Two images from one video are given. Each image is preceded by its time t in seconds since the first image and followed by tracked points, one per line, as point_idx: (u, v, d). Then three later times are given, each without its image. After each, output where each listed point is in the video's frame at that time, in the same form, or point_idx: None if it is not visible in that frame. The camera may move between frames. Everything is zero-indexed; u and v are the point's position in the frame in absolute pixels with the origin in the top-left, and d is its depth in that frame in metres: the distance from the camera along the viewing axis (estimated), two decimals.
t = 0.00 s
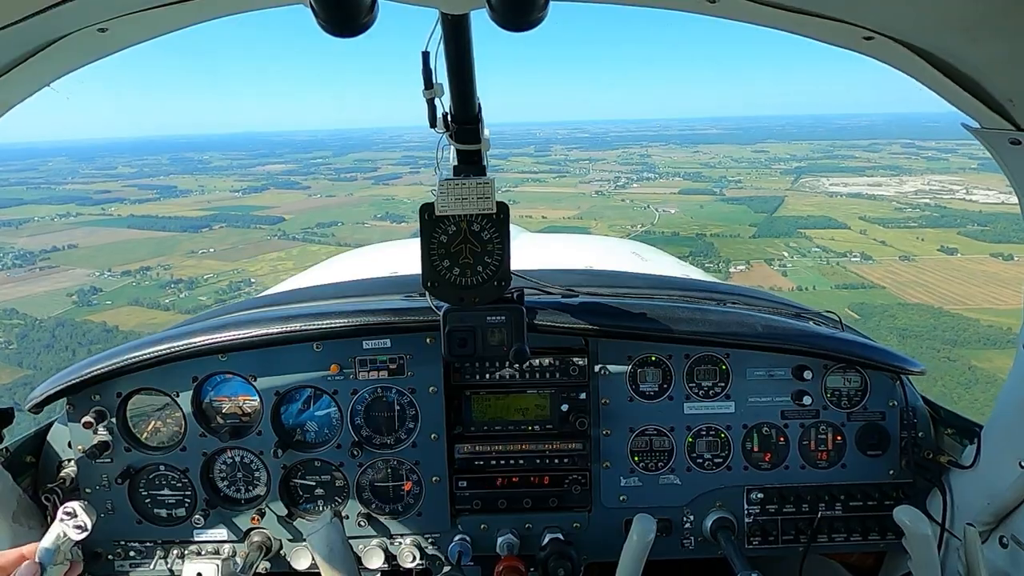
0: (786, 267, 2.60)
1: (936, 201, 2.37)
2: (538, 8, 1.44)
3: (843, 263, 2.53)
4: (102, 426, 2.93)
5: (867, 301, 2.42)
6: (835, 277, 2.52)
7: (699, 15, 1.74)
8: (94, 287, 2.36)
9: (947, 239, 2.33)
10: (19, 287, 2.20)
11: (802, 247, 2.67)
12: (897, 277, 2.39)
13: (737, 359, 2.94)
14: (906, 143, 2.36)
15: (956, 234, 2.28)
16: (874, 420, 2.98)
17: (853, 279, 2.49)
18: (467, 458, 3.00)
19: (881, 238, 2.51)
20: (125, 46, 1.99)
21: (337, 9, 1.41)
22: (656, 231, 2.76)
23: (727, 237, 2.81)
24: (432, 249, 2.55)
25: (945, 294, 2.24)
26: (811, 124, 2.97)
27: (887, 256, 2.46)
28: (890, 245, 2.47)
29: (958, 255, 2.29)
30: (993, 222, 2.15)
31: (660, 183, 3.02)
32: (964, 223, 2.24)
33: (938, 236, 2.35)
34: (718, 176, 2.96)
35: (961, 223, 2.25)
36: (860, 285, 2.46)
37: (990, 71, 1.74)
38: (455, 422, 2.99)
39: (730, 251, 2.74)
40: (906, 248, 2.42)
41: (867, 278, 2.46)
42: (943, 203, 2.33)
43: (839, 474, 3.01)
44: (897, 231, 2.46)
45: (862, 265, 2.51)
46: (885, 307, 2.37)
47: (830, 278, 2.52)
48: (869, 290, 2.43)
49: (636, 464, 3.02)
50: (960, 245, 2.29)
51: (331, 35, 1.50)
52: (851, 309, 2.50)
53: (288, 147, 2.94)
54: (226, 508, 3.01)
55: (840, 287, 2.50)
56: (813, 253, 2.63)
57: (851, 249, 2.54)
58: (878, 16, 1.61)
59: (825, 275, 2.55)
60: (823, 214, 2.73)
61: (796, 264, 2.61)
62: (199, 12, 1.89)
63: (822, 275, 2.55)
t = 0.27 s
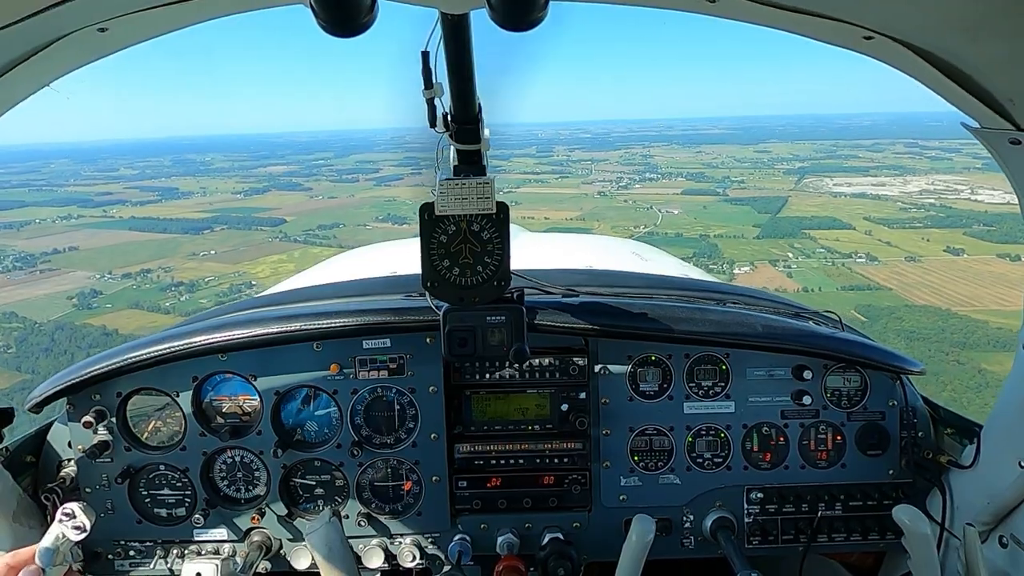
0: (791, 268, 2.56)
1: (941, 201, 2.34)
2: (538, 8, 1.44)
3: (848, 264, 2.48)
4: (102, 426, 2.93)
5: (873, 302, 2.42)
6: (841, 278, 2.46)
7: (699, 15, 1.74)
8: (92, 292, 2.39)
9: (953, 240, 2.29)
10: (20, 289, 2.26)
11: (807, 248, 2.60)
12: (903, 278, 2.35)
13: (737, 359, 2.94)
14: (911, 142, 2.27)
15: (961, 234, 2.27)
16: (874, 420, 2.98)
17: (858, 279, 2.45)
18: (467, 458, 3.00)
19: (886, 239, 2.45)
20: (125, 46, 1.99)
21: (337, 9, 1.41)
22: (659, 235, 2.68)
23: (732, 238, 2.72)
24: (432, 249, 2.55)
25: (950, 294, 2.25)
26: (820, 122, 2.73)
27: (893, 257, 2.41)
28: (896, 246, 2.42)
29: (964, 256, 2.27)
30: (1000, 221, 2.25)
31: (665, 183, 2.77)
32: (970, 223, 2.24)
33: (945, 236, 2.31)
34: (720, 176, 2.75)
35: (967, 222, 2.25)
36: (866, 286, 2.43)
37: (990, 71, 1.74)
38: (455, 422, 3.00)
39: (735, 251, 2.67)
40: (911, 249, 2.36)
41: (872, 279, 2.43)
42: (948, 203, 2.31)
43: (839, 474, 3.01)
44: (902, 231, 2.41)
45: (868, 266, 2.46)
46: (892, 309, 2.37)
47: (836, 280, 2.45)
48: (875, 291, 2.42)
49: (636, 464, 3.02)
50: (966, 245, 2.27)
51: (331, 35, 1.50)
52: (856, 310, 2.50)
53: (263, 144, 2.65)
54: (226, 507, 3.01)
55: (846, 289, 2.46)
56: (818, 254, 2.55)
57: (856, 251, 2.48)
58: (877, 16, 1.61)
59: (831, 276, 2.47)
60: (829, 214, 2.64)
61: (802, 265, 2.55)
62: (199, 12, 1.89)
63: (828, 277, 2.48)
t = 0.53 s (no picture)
0: (799, 270, 2.58)
1: (948, 201, 2.33)
2: (537, 8, 1.44)
3: (855, 264, 2.52)
4: (102, 425, 2.93)
5: (882, 304, 2.45)
6: (849, 279, 2.49)
7: (699, 14, 1.74)
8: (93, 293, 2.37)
9: (961, 240, 2.31)
10: (20, 290, 2.24)
11: (814, 249, 2.63)
12: (912, 279, 2.38)
13: (737, 358, 2.94)
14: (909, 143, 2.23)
15: (969, 235, 2.27)
16: (874, 419, 2.98)
17: (866, 281, 2.48)
18: (467, 457, 3.00)
19: (894, 240, 2.48)
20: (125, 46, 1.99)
21: (337, 9, 1.41)
22: (663, 235, 2.66)
23: (736, 239, 2.74)
24: (432, 249, 2.55)
25: (963, 297, 2.26)
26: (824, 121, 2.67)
27: (900, 258, 2.44)
28: (903, 247, 2.45)
29: (973, 257, 2.29)
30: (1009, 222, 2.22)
31: (668, 183, 2.72)
32: (980, 225, 2.22)
33: (953, 237, 2.33)
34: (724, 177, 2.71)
35: (976, 223, 2.23)
36: (875, 288, 2.46)
37: (990, 70, 1.74)
38: (455, 421, 3.00)
39: (741, 253, 2.69)
40: (921, 250, 2.40)
41: (881, 281, 2.46)
42: (953, 204, 2.29)
43: (838, 473, 3.01)
44: (910, 231, 2.44)
45: (876, 267, 2.50)
46: (902, 312, 2.39)
47: (845, 281, 2.48)
48: (885, 293, 2.44)
49: (636, 463, 3.02)
50: (974, 246, 2.28)
51: (331, 34, 1.50)
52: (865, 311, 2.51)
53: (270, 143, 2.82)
54: (226, 506, 3.01)
55: (853, 290, 2.48)
56: (825, 255, 2.59)
57: (863, 252, 2.53)
58: (877, 15, 1.62)
59: (839, 277, 2.50)
60: (835, 214, 2.65)
61: (810, 266, 2.57)
62: (199, 11, 1.89)
63: (836, 278, 2.50)
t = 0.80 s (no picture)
0: (804, 269, 2.56)
1: (954, 201, 2.29)
2: (538, 8, 1.44)
3: (861, 264, 2.48)
4: (102, 426, 2.92)
5: (888, 305, 2.37)
6: (855, 280, 2.45)
7: (699, 14, 1.74)
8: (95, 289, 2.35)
9: (968, 240, 2.27)
10: (19, 286, 2.18)
11: (819, 247, 2.60)
12: (919, 279, 2.34)
13: (737, 358, 2.94)
14: (922, 143, 2.13)
15: (977, 235, 2.23)
16: (873, 418, 2.98)
17: (872, 281, 2.43)
18: (467, 457, 3.00)
19: (900, 240, 2.45)
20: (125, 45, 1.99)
21: (337, 8, 1.41)
22: (665, 230, 2.74)
23: (741, 237, 2.73)
24: (432, 248, 2.55)
25: (971, 299, 2.21)
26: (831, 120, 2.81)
27: (907, 258, 2.41)
28: (910, 247, 2.43)
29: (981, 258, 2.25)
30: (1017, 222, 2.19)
31: (674, 181, 2.94)
32: (988, 224, 2.20)
33: (960, 237, 2.30)
34: (729, 174, 2.91)
35: (985, 223, 2.21)
36: (880, 288, 2.40)
37: (990, 71, 1.74)
38: (455, 421, 3.00)
39: (743, 251, 2.69)
40: (927, 250, 2.38)
41: (887, 282, 2.40)
42: (960, 204, 2.23)
43: (838, 473, 3.01)
44: (916, 231, 2.42)
45: (882, 267, 2.46)
46: (908, 313, 2.31)
47: (850, 281, 2.45)
48: (890, 294, 2.37)
49: (636, 463, 3.02)
50: (982, 247, 2.24)
51: (331, 34, 1.50)
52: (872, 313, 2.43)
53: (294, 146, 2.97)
54: (226, 507, 3.01)
55: (858, 291, 2.44)
56: (831, 254, 2.55)
57: (868, 251, 2.50)
58: (877, 15, 1.62)
59: (843, 277, 2.47)
60: (841, 214, 2.63)
61: (815, 265, 2.55)
62: (199, 11, 1.89)
63: (840, 277, 2.47)
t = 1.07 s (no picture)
0: (803, 268, 2.53)
1: (954, 199, 2.29)
2: (538, 8, 1.45)
3: (860, 264, 2.46)
4: (102, 427, 2.92)
5: (889, 305, 2.37)
6: (854, 279, 2.44)
7: (699, 15, 1.74)
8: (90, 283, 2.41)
9: (969, 240, 2.25)
10: (14, 279, 2.26)
11: (819, 246, 2.54)
12: (918, 280, 2.32)
13: (737, 358, 2.94)
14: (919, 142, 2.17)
15: (977, 234, 2.25)
16: (874, 419, 2.98)
17: (874, 282, 2.42)
18: (467, 458, 3.00)
19: (900, 239, 2.39)
20: (125, 46, 2.00)
21: (337, 9, 1.42)
22: (665, 231, 2.75)
23: (740, 236, 2.69)
24: (432, 249, 2.55)
25: (971, 299, 2.24)
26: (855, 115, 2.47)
27: (907, 258, 2.37)
28: (910, 247, 2.37)
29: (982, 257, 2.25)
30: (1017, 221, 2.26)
31: (672, 178, 2.76)
32: (987, 223, 2.25)
33: (960, 237, 2.27)
34: (728, 171, 2.75)
35: (985, 222, 2.25)
36: (880, 288, 2.40)
37: (990, 71, 1.74)
38: (455, 422, 3.00)
39: (743, 249, 2.63)
40: (927, 250, 2.33)
41: (888, 282, 2.38)
42: (960, 202, 2.26)
43: (839, 473, 3.01)
44: (916, 231, 2.36)
45: (882, 266, 2.43)
46: (908, 314, 2.33)
47: (850, 281, 2.44)
48: (892, 294, 2.36)
49: (636, 464, 3.02)
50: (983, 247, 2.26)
51: (332, 35, 1.50)
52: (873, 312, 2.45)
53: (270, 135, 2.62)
54: (226, 507, 3.01)
55: (859, 291, 2.44)
56: (830, 253, 2.50)
57: (868, 250, 2.45)
58: (877, 15, 1.61)
59: (843, 277, 2.46)
60: (841, 214, 2.60)
61: (814, 264, 2.51)
62: (200, 12, 1.89)
63: (841, 277, 2.47)
